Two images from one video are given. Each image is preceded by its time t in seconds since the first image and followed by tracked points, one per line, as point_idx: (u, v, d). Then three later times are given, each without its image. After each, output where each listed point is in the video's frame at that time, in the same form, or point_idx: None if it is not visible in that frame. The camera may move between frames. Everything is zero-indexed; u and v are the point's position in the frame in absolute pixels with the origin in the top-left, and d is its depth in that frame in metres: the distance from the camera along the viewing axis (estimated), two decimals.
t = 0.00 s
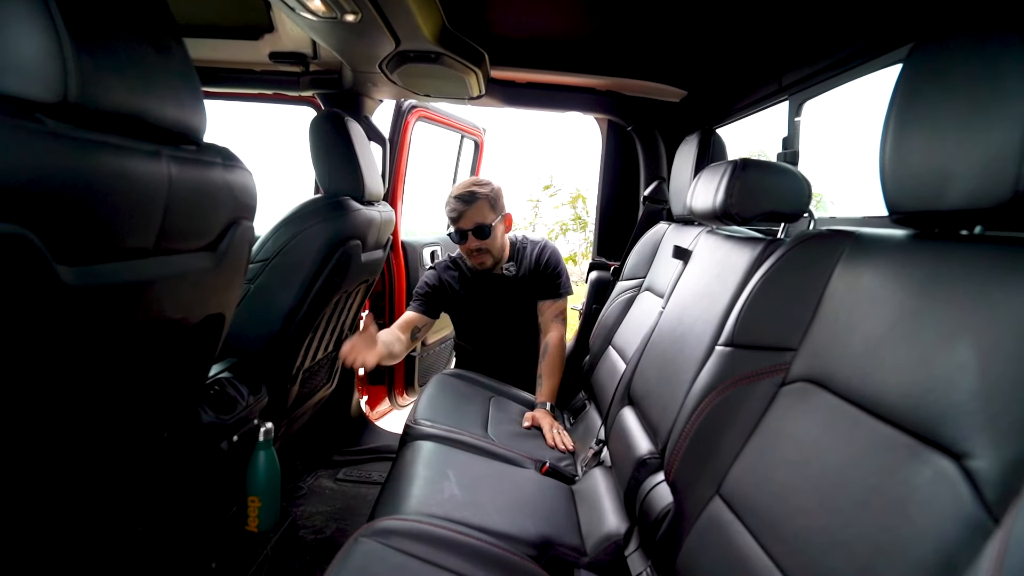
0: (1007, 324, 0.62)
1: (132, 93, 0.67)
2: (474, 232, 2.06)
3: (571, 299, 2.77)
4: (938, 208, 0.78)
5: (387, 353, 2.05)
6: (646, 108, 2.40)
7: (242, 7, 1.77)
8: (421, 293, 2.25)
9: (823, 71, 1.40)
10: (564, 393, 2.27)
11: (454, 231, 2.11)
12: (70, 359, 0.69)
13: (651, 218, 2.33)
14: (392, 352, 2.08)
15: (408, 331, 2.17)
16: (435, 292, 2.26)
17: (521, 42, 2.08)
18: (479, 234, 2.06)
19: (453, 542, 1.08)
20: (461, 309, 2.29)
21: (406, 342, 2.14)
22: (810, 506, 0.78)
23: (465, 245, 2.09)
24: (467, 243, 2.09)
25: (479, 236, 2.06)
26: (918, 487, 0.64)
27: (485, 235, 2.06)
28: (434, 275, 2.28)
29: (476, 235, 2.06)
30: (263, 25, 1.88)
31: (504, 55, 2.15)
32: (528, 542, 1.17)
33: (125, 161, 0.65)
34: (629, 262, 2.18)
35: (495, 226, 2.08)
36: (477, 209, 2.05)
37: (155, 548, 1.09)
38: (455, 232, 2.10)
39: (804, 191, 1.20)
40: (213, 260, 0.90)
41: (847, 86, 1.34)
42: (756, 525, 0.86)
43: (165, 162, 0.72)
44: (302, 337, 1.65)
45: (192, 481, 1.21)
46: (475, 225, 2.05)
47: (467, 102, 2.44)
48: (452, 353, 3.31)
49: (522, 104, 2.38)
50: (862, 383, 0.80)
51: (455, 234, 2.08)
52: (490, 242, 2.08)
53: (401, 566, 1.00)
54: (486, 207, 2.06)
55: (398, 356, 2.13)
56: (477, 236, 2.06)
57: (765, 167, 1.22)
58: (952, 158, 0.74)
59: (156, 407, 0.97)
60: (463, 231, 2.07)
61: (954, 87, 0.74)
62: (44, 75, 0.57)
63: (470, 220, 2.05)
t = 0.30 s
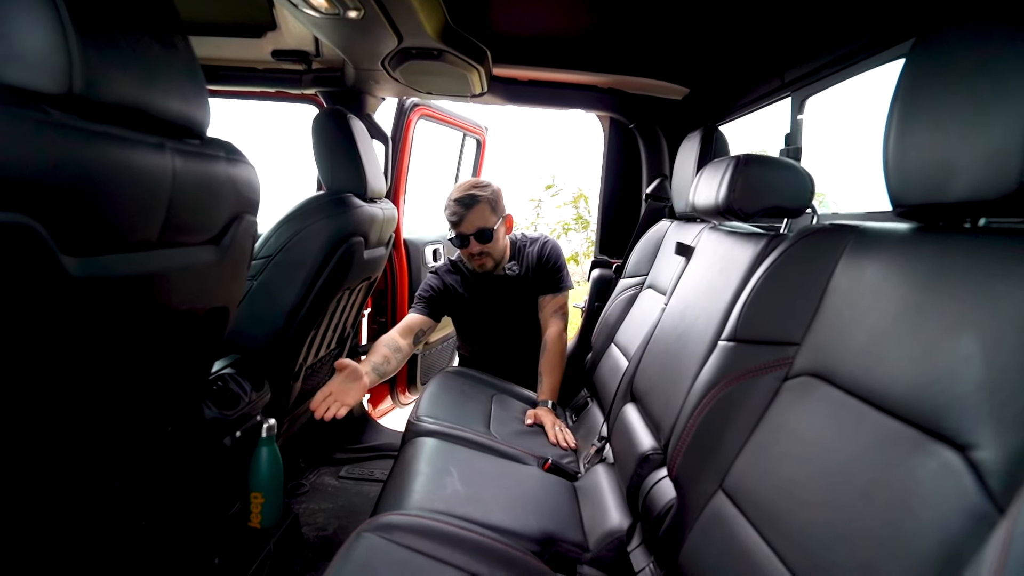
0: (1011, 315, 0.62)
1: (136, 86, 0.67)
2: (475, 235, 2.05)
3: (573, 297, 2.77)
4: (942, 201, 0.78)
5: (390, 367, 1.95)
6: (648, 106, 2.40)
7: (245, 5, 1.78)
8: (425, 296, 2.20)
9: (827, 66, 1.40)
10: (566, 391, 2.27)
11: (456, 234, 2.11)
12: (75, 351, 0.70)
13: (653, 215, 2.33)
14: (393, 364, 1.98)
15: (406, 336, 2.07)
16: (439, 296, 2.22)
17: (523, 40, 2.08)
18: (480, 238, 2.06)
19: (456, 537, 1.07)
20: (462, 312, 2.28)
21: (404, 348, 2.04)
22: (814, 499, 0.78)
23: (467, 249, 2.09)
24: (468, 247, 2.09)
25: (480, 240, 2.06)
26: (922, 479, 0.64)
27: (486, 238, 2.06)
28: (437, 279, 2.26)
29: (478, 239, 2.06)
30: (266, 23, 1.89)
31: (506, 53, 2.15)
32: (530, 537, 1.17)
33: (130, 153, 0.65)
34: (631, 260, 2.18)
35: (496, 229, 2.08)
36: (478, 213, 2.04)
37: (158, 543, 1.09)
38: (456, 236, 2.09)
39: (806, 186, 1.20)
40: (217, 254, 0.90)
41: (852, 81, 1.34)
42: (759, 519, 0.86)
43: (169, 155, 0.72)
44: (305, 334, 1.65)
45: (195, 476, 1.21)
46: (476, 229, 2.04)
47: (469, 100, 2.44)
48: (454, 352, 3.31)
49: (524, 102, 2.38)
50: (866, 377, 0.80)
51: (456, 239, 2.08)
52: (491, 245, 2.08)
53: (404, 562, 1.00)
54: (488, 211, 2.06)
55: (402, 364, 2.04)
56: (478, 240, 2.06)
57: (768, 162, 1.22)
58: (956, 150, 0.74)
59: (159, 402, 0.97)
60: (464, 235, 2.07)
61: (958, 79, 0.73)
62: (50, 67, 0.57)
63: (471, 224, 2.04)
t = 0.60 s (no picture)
0: None
1: (142, 71, 0.67)
2: (480, 231, 2.04)
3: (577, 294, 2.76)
4: (958, 188, 0.76)
5: (391, 359, 1.96)
6: (653, 101, 2.39)
7: None
8: (428, 291, 2.19)
9: (834, 58, 1.38)
10: (570, 388, 2.26)
11: (460, 229, 2.10)
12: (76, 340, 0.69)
13: (658, 211, 2.32)
14: (395, 356, 1.99)
15: (408, 330, 2.06)
16: (442, 291, 2.21)
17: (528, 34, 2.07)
18: (485, 234, 2.05)
19: (462, 532, 1.06)
20: (466, 309, 2.27)
21: (407, 342, 2.04)
22: (827, 492, 0.77)
23: (471, 245, 2.08)
24: (473, 242, 2.08)
25: (486, 235, 2.05)
26: (940, 469, 0.63)
27: (491, 234, 2.05)
28: (441, 274, 2.25)
29: (483, 234, 2.05)
30: (270, 17, 1.88)
31: (510, 47, 2.14)
32: (536, 533, 1.16)
33: (136, 138, 0.64)
34: (636, 256, 2.17)
35: (501, 225, 2.07)
36: (483, 209, 2.03)
37: (162, 537, 1.08)
38: (461, 232, 2.08)
39: (817, 178, 1.19)
40: (221, 244, 0.89)
41: (859, 74, 1.32)
42: (771, 512, 0.85)
43: (175, 142, 0.72)
44: (309, 329, 1.64)
45: (199, 470, 1.20)
46: (481, 224, 2.03)
47: (473, 95, 2.43)
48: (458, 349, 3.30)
49: (528, 97, 2.37)
50: (880, 368, 0.78)
51: (461, 234, 2.06)
52: (496, 241, 2.07)
53: (409, 556, 0.99)
54: (493, 206, 2.05)
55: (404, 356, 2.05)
56: (483, 236, 2.05)
57: (778, 153, 1.20)
58: (973, 136, 0.73)
59: (163, 394, 0.97)
60: (469, 230, 2.06)
61: (976, 62, 0.72)
62: (54, 48, 0.56)
63: (477, 220, 2.03)
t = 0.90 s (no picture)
0: None
1: (147, 59, 0.66)
2: (488, 228, 2.03)
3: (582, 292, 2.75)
4: (979, 178, 0.74)
5: (391, 353, 1.94)
6: (660, 97, 2.37)
7: None
8: (433, 286, 2.18)
9: (845, 50, 1.36)
10: (576, 386, 2.25)
11: (468, 226, 2.09)
12: (80, 331, 0.68)
13: (665, 208, 2.30)
14: (395, 350, 1.96)
15: (411, 324, 2.04)
16: (448, 287, 2.20)
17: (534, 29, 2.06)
18: (493, 231, 2.04)
19: (470, 529, 1.05)
20: (471, 307, 2.26)
21: (409, 336, 2.02)
22: (843, 488, 0.75)
23: (479, 241, 2.07)
24: (480, 239, 2.07)
25: (493, 233, 2.04)
26: (963, 464, 0.61)
27: (499, 231, 2.04)
28: (447, 270, 2.24)
29: (490, 231, 2.04)
30: (275, 13, 1.87)
31: (516, 43, 2.12)
32: (544, 531, 1.15)
33: (140, 126, 0.63)
34: (643, 252, 2.16)
35: (509, 222, 2.06)
36: (492, 206, 2.03)
37: (167, 534, 1.07)
38: (468, 228, 2.08)
39: (828, 171, 1.17)
40: (227, 236, 0.88)
41: (869, 67, 1.30)
42: (785, 510, 0.83)
43: (180, 131, 0.71)
44: (314, 326, 1.63)
45: (205, 467, 1.19)
46: (489, 221, 2.02)
47: (478, 92, 2.42)
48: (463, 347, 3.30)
49: (534, 94, 2.35)
50: (898, 361, 0.77)
51: (468, 230, 2.06)
52: (504, 238, 2.06)
53: (416, 553, 0.98)
54: (502, 203, 2.04)
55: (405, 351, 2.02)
56: (491, 233, 2.04)
57: (790, 146, 1.18)
58: (995, 124, 0.71)
59: (168, 389, 0.96)
60: (476, 227, 2.05)
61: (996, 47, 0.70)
62: (58, 33, 0.55)
63: (485, 217, 2.03)
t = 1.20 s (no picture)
0: None
1: (153, 55, 0.65)
2: (492, 229, 2.03)
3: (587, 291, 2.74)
4: (993, 175, 0.73)
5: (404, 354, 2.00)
6: (664, 95, 2.36)
7: None
8: (436, 292, 2.20)
9: (852, 47, 1.35)
10: (581, 385, 2.24)
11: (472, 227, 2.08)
12: (85, 328, 0.68)
13: (670, 207, 2.29)
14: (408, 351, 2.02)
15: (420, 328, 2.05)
16: (450, 291, 2.21)
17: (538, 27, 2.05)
18: (497, 232, 2.03)
19: (475, 529, 1.05)
20: (475, 306, 2.26)
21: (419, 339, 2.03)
22: (854, 488, 0.74)
23: (483, 243, 2.07)
24: (484, 240, 2.06)
25: (497, 233, 2.03)
26: (977, 465, 0.61)
27: (504, 232, 2.03)
28: (450, 274, 2.25)
29: (494, 232, 2.03)
30: (280, 12, 1.88)
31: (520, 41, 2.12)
32: (549, 531, 1.14)
33: (146, 123, 0.63)
34: (647, 251, 2.15)
35: (513, 222, 2.05)
36: (495, 207, 2.01)
37: (171, 533, 1.07)
38: (472, 229, 2.07)
39: (836, 169, 1.16)
40: (232, 234, 0.88)
41: (878, 63, 1.29)
42: (794, 510, 0.82)
43: (185, 128, 0.71)
44: (318, 325, 1.63)
45: (210, 466, 1.19)
46: (493, 222, 2.02)
47: (482, 91, 2.42)
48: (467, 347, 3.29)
49: (538, 92, 2.35)
50: (909, 360, 0.76)
51: (473, 231, 2.05)
52: (508, 239, 2.05)
53: (422, 553, 0.98)
54: (506, 203, 2.02)
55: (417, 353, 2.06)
56: (495, 234, 2.03)
57: (798, 143, 1.17)
58: (1008, 119, 0.70)
59: (173, 387, 0.96)
60: (480, 228, 2.04)
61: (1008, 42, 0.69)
62: (63, 28, 0.55)
63: (489, 218, 2.02)
